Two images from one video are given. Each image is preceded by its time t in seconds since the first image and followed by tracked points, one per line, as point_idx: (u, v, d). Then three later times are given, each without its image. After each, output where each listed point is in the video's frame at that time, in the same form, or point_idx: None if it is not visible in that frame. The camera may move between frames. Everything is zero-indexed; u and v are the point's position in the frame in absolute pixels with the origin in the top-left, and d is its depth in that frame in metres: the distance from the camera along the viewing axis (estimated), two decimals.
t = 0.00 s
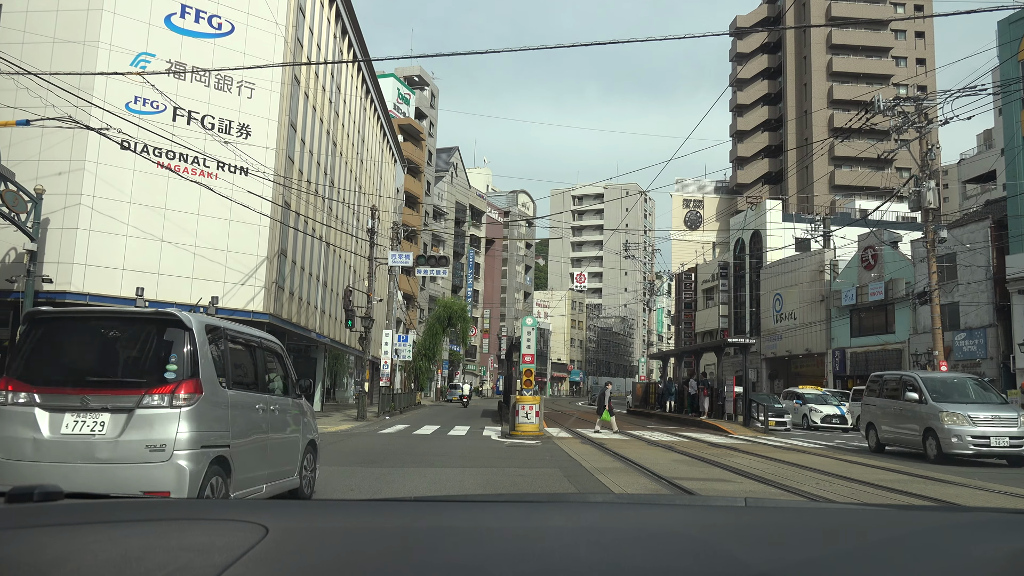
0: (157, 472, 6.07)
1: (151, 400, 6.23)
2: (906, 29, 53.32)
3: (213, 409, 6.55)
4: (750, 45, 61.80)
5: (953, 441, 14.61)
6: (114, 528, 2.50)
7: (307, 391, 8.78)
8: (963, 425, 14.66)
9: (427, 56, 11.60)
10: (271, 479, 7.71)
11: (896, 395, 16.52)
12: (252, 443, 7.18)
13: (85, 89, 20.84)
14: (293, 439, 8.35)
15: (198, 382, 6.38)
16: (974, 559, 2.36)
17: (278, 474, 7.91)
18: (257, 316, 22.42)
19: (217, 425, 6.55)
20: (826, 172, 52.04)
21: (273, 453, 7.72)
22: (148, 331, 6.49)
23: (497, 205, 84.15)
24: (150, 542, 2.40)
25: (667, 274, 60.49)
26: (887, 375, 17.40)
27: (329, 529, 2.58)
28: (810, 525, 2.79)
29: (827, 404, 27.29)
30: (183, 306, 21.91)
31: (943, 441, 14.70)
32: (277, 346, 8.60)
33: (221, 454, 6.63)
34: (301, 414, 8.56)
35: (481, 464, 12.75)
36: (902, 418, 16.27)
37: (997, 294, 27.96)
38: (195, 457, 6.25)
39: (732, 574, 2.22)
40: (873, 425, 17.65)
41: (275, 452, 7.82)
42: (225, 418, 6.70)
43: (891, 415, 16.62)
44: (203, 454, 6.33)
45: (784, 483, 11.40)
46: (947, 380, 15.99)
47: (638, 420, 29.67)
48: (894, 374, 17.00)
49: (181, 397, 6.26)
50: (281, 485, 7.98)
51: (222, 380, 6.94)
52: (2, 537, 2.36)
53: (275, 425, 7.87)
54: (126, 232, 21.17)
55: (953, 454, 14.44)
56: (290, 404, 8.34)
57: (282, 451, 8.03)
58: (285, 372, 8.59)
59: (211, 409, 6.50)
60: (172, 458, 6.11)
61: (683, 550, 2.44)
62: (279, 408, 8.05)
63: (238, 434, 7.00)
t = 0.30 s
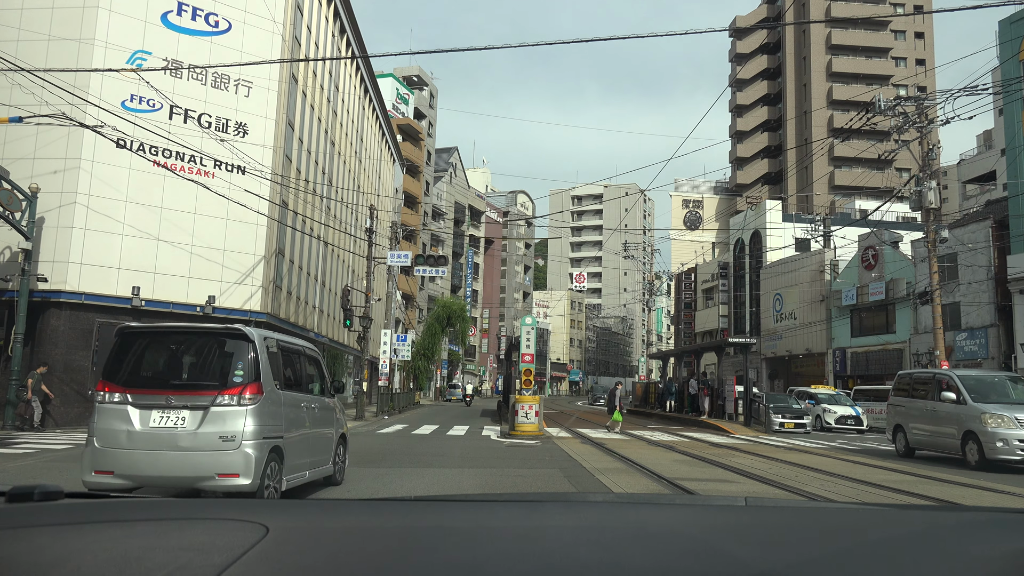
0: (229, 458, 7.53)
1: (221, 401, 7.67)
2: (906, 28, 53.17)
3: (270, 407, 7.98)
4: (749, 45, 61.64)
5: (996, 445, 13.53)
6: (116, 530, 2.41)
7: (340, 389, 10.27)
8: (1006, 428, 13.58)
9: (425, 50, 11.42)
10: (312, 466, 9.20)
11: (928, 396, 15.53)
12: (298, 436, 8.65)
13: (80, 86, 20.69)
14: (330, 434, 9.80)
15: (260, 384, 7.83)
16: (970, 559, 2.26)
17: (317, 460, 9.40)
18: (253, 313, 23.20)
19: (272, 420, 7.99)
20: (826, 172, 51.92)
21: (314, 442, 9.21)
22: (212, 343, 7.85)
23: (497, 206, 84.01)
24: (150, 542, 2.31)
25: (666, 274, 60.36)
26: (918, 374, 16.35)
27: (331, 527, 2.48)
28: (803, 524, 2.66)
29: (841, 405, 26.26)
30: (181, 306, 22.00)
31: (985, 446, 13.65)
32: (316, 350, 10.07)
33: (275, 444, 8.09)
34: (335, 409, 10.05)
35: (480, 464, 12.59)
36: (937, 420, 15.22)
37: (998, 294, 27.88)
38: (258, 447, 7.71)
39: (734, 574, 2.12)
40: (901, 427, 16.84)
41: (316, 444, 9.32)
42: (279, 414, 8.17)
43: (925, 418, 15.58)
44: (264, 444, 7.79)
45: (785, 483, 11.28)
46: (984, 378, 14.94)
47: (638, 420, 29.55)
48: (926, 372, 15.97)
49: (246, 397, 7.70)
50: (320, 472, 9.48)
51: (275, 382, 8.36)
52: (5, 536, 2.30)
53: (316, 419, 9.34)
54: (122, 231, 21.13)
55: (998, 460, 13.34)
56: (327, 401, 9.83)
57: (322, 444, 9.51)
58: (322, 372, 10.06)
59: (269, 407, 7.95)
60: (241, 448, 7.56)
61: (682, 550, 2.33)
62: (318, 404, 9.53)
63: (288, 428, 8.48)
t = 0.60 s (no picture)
0: (281, 447, 8.78)
1: (274, 399, 8.94)
2: (906, 26, 53.00)
3: (313, 404, 9.24)
4: (749, 43, 61.47)
5: None
6: (114, 530, 2.30)
7: (366, 389, 11.56)
8: None
9: (424, 46, 11.26)
10: (345, 457, 10.50)
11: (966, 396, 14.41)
12: (335, 431, 9.92)
13: (77, 83, 20.63)
14: (357, 431, 11.04)
15: (306, 385, 9.10)
16: (973, 557, 2.19)
17: (349, 451, 10.70)
18: (252, 312, 23.08)
19: (315, 415, 9.25)
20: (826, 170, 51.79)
21: (346, 436, 10.50)
22: (262, 349, 9.11)
23: (496, 204, 83.86)
24: (147, 543, 2.20)
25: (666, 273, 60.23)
26: (951, 371, 15.27)
27: (335, 528, 2.38)
28: (799, 524, 2.56)
29: (853, 404, 25.37)
30: (178, 305, 21.86)
31: None
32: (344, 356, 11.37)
33: (316, 437, 9.32)
34: (362, 407, 11.33)
35: (480, 465, 12.46)
36: (978, 422, 14.08)
37: (1000, 293, 27.78)
38: (305, 438, 8.96)
39: None
40: (933, 428, 15.77)
41: (346, 439, 10.55)
42: (319, 411, 9.42)
43: (963, 420, 14.49)
44: (309, 435, 9.04)
45: (787, 483, 11.18)
46: None
47: (637, 419, 29.47)
48: (962, 369, 14.84)
49: (295, 396, 8.97)
50: (349, 463, 10.72)
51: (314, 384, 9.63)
52: (4, 537, 2.16)
53: (347, 415, 10.61)
54: (119, 229, 21.04)
55: None
56: (355, 399, 11.14)
57: (350, 440, 10.74)
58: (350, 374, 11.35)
59: (312, 405, 9.20)
60: (291, 439, 8.82)
61: (685, 549, 2.23)
62: (348, 402, 10.82)
63: (326, 424, 9.74)
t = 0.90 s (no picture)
0: (320, 438, 10.26)
1: (313, 397, 10.42)
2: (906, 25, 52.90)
3: (345, 402, 10.73)
4: (749, 43, 61.37)
5: None
6: (112, 529, 2.21)
7: (386, 389, 13.06)
8: None
9: (423, 43, 11.18)
10: (369, 449, 11.99)
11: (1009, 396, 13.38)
12: (363, 425, 11.43)
13: (75, 82, 20.57)
14: (379, 426, 12.46)
15: (339, 385, 10.58)
16: (975, 557, 2.13)
17: (373, 443, 12.19)
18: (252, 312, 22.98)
19: (347, 411, 10.73)
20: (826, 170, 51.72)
21: (370, 430, 12.00)
22: (301, 355, 10.61)
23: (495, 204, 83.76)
24: (145, 542, 2.12)
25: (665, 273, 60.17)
26: (988, 369, 14.26)
27: (337, 528, 2.31)
28: (802, 524, 2.49)
29: (869, 403, 24.73)
30: (177, 304, 21.79)
31: None
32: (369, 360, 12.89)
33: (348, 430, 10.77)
34: (383, 405, 12.82)
35: (480, 465, 12.39)
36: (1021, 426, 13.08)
37: (1000, 292, 27.75)
38: (339, 431, 10.43)
39: None
40: (967, 432, 14.69)
41: (371, 432, 12.00)
42: (351, 407, 10.91)
43: (1002, 422, 13.49)
44: (343, 428, 10.52)
45: (788, 483, 11.10)
46: None
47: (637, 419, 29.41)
48: (1002, 367, 13.81)
49: (331, 395, 10.46)
50: (373, 453, 12.19)
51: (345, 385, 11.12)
52: (7, 537, 2.05)
53: (371, 411, 12.12)
54: (118, 229, 20.98)
55: None
56: (378, 398, 12.65)
57: (374, 433, 12.19)
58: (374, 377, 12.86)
59: (345, 402, 10.68)
60: (328, 431, 10.30)
61: (687, 549, 2.17)
62: (373, 400, 12.33)
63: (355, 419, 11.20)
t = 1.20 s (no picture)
0: (349, 431, 11.72)
1: (343, 396, 11.92)
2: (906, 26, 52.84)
3: (370, 400, 12.22)
4: (749, 43, 61.36)
5: None
6: (113, 528, 2.17)
7: (402, 389, 14.58)
8: None
9: (423, 42, 11.18)
10: (390, 442, 13.48)
11: None
12: (385, 421, 12.92)
13: (74, 81, 20.55)
14: (397, 421, 13.92)
15: (365, 385, 12.07)
16: (976, 557, 2.09)
17: (392, 437, 13.68)
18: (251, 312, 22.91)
19: (371, 408, 12.21)
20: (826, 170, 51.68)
21: (391, 425, 13.48)
22: (331, 359, 12.11)
23: (495, 204, 83.71)
24: (144, 543, 2.08)
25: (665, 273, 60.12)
26: None
27: (336, 527, 2.28)
28: (802, 523, 2.46)
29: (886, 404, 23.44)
30: (176, 304, 21.75)
31: None
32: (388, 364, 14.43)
33: (373, 425, 12.24)
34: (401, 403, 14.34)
35: (480, 465, 12.37)
36: None
37: (1000, 292, 27.73)
38: (365, 425, 11.89)
39: None
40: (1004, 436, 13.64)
41: (390, 429, 13.44)
42: (375, 405, 12.38)
43: None
44: (369, 423, 11.99)
45: (788, 484, 11.05)
46: None
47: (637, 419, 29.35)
48: None
49: (358, 395, 11.95)
50: (393, 446, 13.68)
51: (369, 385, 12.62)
52: (8, 537, 2.01)
53: (391, 408, 13.62)
54: (117, 228, 20.95)
55: None
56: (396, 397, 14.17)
57: (392, 430, 13.63)
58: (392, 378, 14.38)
59: (369, 401, 12.16)
60: (356, 425, 11.76)
61: (688, 550, 2.13)
62: (392, 399, 13.83)
63: (377, 416, 12.67)
